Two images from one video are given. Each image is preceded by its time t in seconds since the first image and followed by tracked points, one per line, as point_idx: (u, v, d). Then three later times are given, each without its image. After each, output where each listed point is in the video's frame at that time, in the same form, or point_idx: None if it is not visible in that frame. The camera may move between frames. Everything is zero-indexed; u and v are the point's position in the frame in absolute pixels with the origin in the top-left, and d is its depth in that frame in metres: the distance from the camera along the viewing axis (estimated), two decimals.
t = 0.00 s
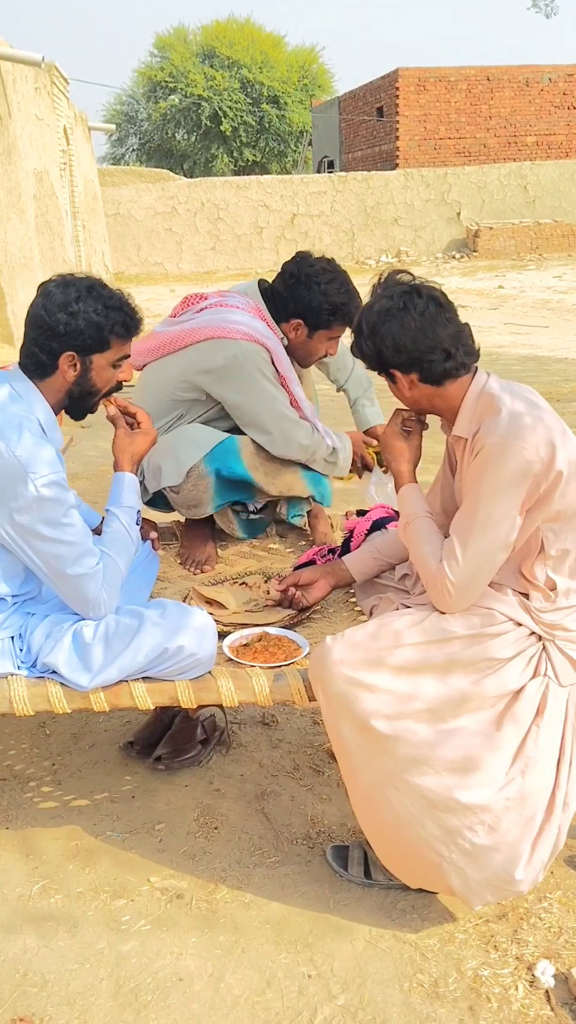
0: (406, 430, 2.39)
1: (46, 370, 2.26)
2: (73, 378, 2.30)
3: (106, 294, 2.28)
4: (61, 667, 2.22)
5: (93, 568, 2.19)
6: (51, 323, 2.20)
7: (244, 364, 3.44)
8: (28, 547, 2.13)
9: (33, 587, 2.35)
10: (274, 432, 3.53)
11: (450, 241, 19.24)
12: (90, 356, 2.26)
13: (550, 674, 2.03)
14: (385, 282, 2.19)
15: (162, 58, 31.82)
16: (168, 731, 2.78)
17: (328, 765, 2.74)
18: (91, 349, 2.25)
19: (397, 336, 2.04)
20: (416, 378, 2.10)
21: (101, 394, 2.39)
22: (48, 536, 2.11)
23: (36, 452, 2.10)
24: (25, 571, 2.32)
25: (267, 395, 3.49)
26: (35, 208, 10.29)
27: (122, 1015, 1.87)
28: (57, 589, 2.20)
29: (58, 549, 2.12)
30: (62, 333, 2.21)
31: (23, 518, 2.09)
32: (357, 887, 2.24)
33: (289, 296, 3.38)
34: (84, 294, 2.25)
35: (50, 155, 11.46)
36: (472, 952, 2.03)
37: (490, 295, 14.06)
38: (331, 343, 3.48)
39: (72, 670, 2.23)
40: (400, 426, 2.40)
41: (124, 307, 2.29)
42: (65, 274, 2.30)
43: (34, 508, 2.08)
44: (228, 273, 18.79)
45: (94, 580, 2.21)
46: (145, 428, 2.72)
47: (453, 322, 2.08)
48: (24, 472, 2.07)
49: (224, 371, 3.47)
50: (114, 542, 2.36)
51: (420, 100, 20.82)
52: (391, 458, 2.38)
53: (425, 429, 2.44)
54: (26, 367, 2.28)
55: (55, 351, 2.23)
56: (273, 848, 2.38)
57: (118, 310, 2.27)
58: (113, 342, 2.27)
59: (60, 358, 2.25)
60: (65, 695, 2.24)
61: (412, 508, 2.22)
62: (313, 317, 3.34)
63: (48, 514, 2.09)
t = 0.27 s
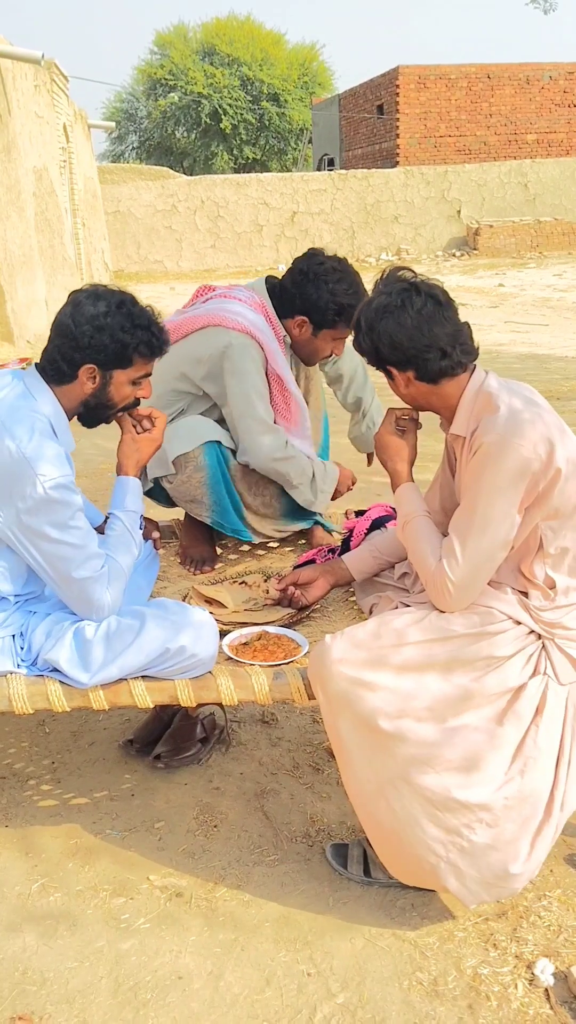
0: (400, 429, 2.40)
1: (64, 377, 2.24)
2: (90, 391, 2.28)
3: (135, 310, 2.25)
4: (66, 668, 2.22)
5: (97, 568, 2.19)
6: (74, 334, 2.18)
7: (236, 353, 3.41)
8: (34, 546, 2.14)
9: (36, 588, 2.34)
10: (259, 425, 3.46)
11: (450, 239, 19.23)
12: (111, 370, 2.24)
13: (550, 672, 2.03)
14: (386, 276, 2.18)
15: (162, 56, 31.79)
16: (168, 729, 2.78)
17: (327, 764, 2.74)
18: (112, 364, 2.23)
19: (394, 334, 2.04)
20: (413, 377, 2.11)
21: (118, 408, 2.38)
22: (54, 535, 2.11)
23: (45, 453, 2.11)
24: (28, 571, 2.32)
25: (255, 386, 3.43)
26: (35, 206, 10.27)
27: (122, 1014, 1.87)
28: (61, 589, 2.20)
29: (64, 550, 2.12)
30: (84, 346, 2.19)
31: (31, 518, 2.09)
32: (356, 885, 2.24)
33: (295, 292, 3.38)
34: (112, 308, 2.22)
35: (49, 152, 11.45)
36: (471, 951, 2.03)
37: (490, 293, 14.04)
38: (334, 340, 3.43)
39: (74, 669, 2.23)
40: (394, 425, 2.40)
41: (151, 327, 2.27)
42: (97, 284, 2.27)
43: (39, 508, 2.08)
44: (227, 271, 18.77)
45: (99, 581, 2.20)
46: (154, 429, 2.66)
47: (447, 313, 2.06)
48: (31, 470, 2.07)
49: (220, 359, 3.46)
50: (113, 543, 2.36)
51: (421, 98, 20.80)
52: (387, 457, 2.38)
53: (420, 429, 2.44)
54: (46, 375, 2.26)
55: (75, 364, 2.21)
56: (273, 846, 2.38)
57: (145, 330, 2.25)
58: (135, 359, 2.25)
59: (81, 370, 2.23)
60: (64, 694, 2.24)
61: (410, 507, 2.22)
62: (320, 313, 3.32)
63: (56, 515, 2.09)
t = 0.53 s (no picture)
0: (401, 428, 2.40)
1: (66, 376, 2.24)
2: (93, 391, 2.28)
3: (141, 313, 2.26)
4: (67, 668, 2.22)
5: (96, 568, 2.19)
6: (80, 333, 2.18)
7: (192, 323, 3.34)
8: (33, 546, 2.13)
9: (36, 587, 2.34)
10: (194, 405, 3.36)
11: (450, 237, 19.22)
12: (115, 371, 2.24)
13: (549, 670, 2.03)
14: (388, 275, 2.18)
15: (163, 53, 31.75)
16: (168, 727, 2.78)
17: (328, 762, 2.74)
18: (116, 366, 2.23)
19: (400, 326, 2.04)
20: (419, 373, 2.10)
21: (120, 408, 2.38)
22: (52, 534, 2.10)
23: (46, 452, 2.10)
24: (28, 569, 2.31)
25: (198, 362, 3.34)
26: (35, 203, 10.26)
27: (122, 1012, 1.87)
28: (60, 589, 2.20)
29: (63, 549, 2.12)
30: (89, 346, 2.19)
31: (31, 518, 2.09)
32: (356, 883, 2.25)
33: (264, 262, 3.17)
34: (117, 310, 2.23)
35: (50, 150, 11.45)
36: (471, 948, 2.03)
37: (491, 290, 14.04)
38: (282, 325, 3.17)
39: (74, 669, 2.23)
40: (394, 423, 2.40)
41: (156, 329, 2.28)
42: (103, 285, 2.28)
43: (39, 507, 2.08)
44: (228, 269, 18.76)
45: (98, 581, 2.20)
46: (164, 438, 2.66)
47: (454, 311, 2.08)
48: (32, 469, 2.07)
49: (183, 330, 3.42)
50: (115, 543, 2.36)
51: (422, 95, 20.78)
52: (387, 456, 2.38)
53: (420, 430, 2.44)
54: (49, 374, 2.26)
55: (80, 363, 2.21)
56: (273, 844, 2.38)
57: (150, 333, 2.26)
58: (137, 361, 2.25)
59: (85, 370, 2.23)
60: (64, 692, 2.24)
61: (411, 506, 2.22)
62: (266, 284, 3.08)
63: (56, 515, 2.09)
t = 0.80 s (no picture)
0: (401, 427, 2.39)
1: (51, 369, 2.24)
2: (80, 378, 2.28)
3: (118, 296, 2.26)
4: (66, 667, 2.22)
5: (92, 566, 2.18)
6: (60, 321, 2.18)
7: (196, 314, 3.50)
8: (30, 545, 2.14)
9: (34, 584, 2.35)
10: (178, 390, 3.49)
11: (452, 235, 19.21)
12: (99, 356, 2.24)
13: (551, 669, 2.03)
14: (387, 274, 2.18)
15: (164, 52, 31.73)
16: (169, 725, 2.79)
17: (329, 760, 2.74)
18: (100, 350, 2.23)
19: (419, 318, 2.02)
20: (429, 370, 2.09)
21: (110, 393, 2.38)
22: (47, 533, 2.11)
23: (42, 451, 2.11)
24: (26, 566, 2.32)
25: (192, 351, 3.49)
26: (37, 203, 10.26)
27: (123, 1009, 1.87)
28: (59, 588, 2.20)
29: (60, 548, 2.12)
30: (72, 333, 2.19)
31: (27, 517, 2.09)
32: (358, 881, 2.25)
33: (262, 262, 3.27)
34: (95, 296, 2.23)
35: (51, 149, 11.45)
36: (473, 946, 2.03)
37: (492, 289, 14.03)
38: (270, 321, 3.20)
39: (74, 667, 2.23)
40: (394, 422, 2.39)
41: (135, 312, 2.28)
42: (77, 274, 2.28)
43: (34, 506, 2.08)
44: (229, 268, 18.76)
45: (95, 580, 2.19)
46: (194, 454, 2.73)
47: (462, 312, 2.10)
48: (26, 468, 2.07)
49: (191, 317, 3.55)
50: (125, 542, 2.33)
51: (423, 94, 20.77)
52: (388, 454, 2.38)
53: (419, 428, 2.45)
54: (31, 364, 2.26)
55: (63, 351, 2.21)
56: (275, 842, 2.38)
57: (129, 314, 2.26)
58: (120, 343, 2.25)
59: (68, 357, 2.23)
60: (66, 690, 2.24)
61: (414, 505, 2.21)
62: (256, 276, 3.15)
63: (51, 513, 2.09)
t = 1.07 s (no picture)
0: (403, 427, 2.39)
1: (29, 359, 2.26)
2: (59, 367, 2.29)
3: (90, 283, 2.28)
4: (52, 665, 2.23)
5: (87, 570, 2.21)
6: (34, 310, 2.20)
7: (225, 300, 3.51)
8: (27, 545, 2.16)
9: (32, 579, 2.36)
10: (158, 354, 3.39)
11: (453, 235, 19.20)
12: (75, 342, 2.26)
13: (552, 668, 2.03)
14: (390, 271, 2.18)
15: (165, 51, 31.71)
16: (171, 723, 2.79)
17: (331, 759, 2.74)
18: (76, 335, 2.24)
19: (428, 318, 2.03)
20: (437, 370, 2.09)
21: (91, 381, 2.39)
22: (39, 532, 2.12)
23: (34, 449, 2.11)
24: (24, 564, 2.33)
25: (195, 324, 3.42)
26: (38, 202, 10.27)
27: (125, 1007, 1.88)
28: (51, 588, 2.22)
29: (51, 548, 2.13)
30: (47, 321, 2.21)
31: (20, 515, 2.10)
32: (359, 879, 2.25)
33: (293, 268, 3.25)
34: (68, 284, 2.25)
35: (52, 148, 11.45)
36: (474, 945, 2.03)
37: (493, 288, 14.02)
38: (292, 330, 3.16)
39: (70, 666, 2.25)
40: (396, 421, 2.39)
41: (108, 295, 2.30)
42: (48, 262, 2.30)
43: (27, 504, 2.09)
44: (231, 267, 18.75)
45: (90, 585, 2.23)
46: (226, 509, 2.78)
47: (467, 314, 2.11)
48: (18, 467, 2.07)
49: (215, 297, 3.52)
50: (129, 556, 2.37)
51: (424, 93, 20.76)
52: (391, 453, 2.38)
53: (420, 427, 2.44)
54: (8, 355, 2.28)
55: (39, 338, 2.23)
56: (276, 840, 2.38)
57: (103, 299, 2.27)
58: (96, 327, 2.27)
59: (44, 345, 2.24)
60: (68, 688, 2.24)
61: (417, 504, 2.21)
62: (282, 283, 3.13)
63: (44, 512, 2.10)
